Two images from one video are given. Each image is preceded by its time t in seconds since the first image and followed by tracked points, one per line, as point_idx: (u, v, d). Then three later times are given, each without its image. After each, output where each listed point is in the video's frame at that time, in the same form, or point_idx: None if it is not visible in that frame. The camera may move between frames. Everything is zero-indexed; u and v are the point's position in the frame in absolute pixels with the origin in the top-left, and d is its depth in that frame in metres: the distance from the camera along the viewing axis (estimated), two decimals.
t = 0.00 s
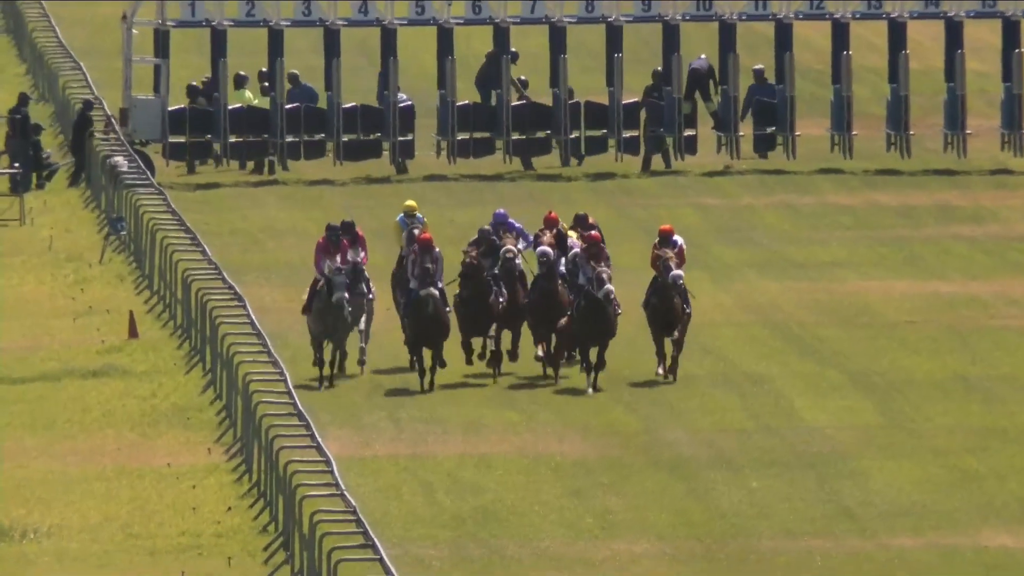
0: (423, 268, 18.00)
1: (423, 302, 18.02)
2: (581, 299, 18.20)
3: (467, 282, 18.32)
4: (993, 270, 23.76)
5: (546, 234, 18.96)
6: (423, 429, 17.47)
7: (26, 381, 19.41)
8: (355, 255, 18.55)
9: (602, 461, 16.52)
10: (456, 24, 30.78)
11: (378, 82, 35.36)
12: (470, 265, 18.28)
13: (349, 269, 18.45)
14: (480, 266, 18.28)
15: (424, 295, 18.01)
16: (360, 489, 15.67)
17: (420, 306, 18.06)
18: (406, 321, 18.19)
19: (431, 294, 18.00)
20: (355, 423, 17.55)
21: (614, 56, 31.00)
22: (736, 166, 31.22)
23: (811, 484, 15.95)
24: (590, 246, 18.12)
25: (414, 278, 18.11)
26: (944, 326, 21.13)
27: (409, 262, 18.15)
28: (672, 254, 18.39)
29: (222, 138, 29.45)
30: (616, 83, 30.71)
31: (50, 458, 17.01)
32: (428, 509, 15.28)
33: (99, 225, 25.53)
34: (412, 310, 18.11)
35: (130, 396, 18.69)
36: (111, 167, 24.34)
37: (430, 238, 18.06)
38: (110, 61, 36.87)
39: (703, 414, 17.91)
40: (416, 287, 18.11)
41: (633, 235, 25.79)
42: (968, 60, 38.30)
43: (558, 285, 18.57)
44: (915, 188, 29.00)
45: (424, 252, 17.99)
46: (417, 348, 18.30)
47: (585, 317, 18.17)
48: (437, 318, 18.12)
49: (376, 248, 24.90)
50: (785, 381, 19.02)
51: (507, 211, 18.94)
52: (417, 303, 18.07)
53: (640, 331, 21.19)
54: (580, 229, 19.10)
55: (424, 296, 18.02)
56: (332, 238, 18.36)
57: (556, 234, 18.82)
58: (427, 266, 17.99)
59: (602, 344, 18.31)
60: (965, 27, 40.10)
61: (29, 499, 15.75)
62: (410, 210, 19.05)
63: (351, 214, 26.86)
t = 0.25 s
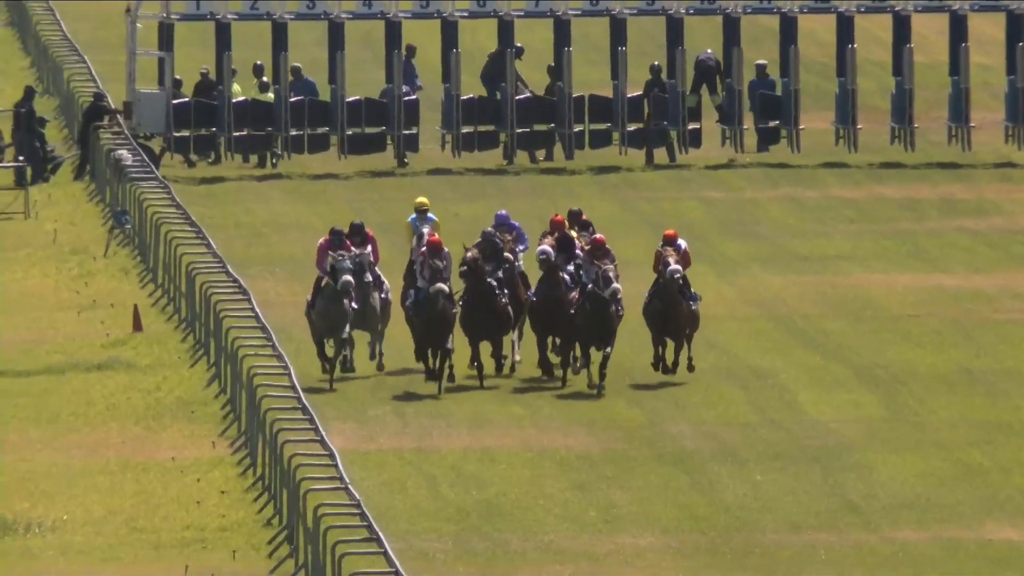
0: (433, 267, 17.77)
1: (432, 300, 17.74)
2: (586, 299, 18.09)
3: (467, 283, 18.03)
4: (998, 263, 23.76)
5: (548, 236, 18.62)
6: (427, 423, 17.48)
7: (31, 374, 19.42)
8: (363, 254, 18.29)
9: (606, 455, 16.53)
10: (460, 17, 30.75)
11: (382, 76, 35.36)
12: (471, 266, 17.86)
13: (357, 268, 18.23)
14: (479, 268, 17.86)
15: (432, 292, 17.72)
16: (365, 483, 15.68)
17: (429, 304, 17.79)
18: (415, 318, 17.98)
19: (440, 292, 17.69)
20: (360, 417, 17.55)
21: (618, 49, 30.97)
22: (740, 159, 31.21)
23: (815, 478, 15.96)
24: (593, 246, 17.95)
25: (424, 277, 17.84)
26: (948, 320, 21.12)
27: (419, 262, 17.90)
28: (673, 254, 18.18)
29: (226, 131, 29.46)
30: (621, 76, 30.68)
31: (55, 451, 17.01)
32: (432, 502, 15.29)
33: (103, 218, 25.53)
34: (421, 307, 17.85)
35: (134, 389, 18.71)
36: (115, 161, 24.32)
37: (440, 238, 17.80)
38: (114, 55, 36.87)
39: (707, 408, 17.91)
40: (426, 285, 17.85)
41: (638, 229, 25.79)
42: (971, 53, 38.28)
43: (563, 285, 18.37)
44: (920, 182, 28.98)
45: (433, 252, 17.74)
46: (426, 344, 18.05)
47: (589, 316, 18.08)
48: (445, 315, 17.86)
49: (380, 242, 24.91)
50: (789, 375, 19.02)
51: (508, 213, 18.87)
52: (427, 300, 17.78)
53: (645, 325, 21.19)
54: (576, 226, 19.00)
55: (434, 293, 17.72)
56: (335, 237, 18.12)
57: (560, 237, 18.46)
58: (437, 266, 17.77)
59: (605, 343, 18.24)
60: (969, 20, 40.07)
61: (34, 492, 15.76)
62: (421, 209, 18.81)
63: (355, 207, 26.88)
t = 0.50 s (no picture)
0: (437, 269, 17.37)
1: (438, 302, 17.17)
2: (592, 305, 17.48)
3: (467, 286, 17.56)
4: (998, 256, 23.75)
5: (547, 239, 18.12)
6: (429, 415, 17.47)
7: (32, 367, 19.42)
8: (369, 258, 17.81)
9: (607, 448, 16.52)
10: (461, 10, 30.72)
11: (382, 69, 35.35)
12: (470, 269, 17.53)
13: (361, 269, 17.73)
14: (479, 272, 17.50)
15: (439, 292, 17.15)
16: (366, 475, 15.68)
17: (435, 307, 17.22)
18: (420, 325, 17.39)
19: (446, 291, 17.12)
20: (361, 409, 17.55)
21: (619, 42, 30.94)
22: (741, 152, 31.20)
23: (816, 470, 15.96)
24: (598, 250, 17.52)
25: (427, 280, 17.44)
26: (949, 312, 21.11)
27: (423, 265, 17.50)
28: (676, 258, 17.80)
29: (227, 124, 29.46)
30: (621, 69, 30.66)
31: (55, 444, 17.01)
32: (433, 495, 15.28)
33: (104, 211, 25.54)
34: (426, 311, 17.27)
35: (135, 382, 18.71)
36: (116, 153, 24.28)
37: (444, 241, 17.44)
38: (116, 48, 36.87)
39: (708, 400, 17.91)
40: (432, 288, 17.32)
41: (639, 222, 25.80)
42: (973, 46, 38.27)
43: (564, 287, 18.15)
44: (921, 175, 28.97)
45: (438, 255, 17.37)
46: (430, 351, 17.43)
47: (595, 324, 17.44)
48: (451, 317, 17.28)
49: (381, 234, 24.93)
50: (791, 367, 19.02)
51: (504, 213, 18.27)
52: (433, 303, 17.22)
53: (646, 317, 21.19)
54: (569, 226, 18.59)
55: (440, 294, 17.15)
56: (336, 237, 17.58)
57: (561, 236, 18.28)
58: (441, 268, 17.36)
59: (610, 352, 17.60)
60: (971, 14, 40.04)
61: (35, 485, 15.77)
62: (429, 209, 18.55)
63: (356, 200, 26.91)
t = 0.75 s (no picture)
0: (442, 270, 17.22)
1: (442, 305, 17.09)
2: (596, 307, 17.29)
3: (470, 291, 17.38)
4: (999, 246, 23.73)
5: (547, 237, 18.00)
6: (429, 406, 17.48)
7: (32, 356, 19.42)
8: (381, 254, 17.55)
9: (607, 438, 16.53)
10: None
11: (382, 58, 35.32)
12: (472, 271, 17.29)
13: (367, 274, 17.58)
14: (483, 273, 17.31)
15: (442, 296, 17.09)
16: (366, 465, 15.69)
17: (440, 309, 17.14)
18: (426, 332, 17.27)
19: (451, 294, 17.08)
20: (361, 400, 17.56)
21: (619, 31, 30.90)
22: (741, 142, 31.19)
23: (816, 460, 15.96)
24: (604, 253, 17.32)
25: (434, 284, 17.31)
26: (950, 302, 21.10)
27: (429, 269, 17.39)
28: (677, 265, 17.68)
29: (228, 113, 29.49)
30: (622, 58, 30.63)
31: (56, 434, 17.02)
32: (433, 485, 15.29)
33: (104, 201, 25.54)
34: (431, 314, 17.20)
35: (135, 371, 18.72)
36: (115, 143, 24.25)
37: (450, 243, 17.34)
38: (116, 37, 36.84)
39: (708, 391, 17.90)
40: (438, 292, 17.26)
41: (638, 211, 25.80)
42: (973, 36, 38.23)
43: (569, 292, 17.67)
44: (921, 164, 28.95)
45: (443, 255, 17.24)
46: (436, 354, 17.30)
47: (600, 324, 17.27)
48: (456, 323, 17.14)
49: (381, 223, 24.94)
50: (791, 357, 19.01)
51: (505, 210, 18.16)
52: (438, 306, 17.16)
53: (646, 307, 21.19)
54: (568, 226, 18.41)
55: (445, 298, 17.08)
56: (342, 242, 17.59)
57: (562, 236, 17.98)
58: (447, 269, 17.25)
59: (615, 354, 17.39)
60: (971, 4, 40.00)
61: (35, 474, 15.78)
62: (433, 212, 18.30)
63: (356, 190, 26.92)
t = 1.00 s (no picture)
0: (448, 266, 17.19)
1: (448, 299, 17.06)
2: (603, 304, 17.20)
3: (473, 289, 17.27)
4: (999, 237, 23.71)
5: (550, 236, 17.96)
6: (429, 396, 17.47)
7: (32, 347, 19.40)
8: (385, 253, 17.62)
9: (607, 428, 16.52)
10: None
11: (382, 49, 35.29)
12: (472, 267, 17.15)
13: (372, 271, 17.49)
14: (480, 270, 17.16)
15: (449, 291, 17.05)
16: (366, 455, 15.68)
17: (446, 303, 17.10)
18: (429, 326, 17.21)
19: (457, 290, 17.02)
20: (361, 390, 17.55)
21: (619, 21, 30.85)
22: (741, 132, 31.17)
23: (816, 450, 15.95)
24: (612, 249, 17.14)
25: (437, 279, 17.24)
26: (949, 293, 21.09)
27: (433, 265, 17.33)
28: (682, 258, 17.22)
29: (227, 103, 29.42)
30: (622, 49, 30.59)
31: (55, 424, 17.01)
32: (433, 475, 15.28)
33: (104, 192, 25.52)
34: (436, 308, 17.16)
35: (135, 362, 18.70)
36: (115, 134, 24.24)
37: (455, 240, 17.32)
38: (115, 28, 36.81)
39: (708, 381, 17.89)
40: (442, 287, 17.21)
41: (637, 201, 25.78)
42: (973, 27, 38.19)
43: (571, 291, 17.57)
44: (921, 155, 28.92)
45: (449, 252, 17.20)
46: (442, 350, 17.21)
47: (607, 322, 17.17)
48: (459, 317, 17.12)
49: (380, 214, 24.93)
50: (791, 348, 19.00)
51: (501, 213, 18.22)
52: (443, 300, 17.12)
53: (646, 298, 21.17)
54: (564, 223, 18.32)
55: (451, 293, 17.03)
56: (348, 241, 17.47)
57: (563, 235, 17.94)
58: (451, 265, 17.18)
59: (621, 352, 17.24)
60: None
61: (35, 465, 15.77)
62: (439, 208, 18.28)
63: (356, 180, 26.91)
